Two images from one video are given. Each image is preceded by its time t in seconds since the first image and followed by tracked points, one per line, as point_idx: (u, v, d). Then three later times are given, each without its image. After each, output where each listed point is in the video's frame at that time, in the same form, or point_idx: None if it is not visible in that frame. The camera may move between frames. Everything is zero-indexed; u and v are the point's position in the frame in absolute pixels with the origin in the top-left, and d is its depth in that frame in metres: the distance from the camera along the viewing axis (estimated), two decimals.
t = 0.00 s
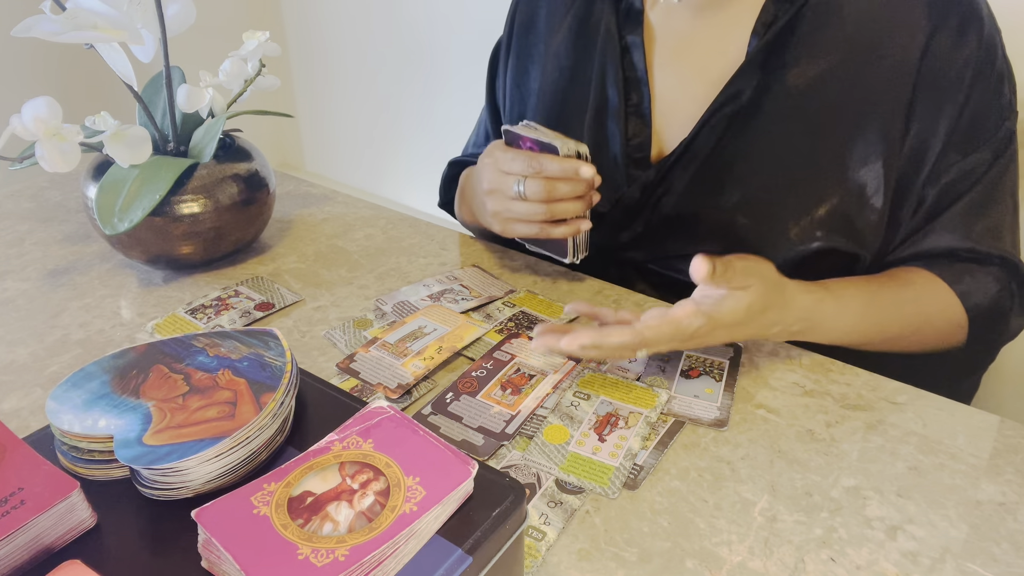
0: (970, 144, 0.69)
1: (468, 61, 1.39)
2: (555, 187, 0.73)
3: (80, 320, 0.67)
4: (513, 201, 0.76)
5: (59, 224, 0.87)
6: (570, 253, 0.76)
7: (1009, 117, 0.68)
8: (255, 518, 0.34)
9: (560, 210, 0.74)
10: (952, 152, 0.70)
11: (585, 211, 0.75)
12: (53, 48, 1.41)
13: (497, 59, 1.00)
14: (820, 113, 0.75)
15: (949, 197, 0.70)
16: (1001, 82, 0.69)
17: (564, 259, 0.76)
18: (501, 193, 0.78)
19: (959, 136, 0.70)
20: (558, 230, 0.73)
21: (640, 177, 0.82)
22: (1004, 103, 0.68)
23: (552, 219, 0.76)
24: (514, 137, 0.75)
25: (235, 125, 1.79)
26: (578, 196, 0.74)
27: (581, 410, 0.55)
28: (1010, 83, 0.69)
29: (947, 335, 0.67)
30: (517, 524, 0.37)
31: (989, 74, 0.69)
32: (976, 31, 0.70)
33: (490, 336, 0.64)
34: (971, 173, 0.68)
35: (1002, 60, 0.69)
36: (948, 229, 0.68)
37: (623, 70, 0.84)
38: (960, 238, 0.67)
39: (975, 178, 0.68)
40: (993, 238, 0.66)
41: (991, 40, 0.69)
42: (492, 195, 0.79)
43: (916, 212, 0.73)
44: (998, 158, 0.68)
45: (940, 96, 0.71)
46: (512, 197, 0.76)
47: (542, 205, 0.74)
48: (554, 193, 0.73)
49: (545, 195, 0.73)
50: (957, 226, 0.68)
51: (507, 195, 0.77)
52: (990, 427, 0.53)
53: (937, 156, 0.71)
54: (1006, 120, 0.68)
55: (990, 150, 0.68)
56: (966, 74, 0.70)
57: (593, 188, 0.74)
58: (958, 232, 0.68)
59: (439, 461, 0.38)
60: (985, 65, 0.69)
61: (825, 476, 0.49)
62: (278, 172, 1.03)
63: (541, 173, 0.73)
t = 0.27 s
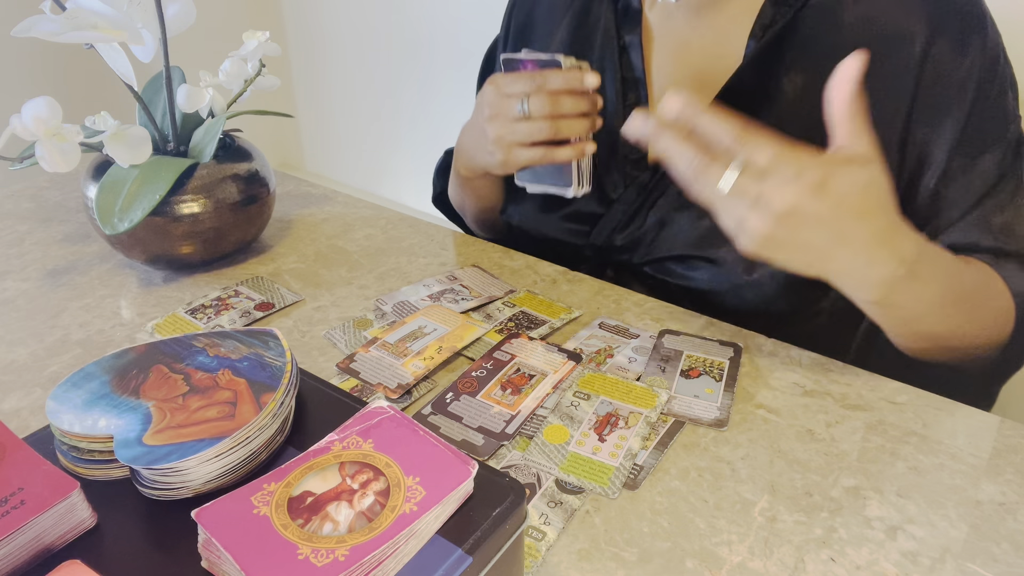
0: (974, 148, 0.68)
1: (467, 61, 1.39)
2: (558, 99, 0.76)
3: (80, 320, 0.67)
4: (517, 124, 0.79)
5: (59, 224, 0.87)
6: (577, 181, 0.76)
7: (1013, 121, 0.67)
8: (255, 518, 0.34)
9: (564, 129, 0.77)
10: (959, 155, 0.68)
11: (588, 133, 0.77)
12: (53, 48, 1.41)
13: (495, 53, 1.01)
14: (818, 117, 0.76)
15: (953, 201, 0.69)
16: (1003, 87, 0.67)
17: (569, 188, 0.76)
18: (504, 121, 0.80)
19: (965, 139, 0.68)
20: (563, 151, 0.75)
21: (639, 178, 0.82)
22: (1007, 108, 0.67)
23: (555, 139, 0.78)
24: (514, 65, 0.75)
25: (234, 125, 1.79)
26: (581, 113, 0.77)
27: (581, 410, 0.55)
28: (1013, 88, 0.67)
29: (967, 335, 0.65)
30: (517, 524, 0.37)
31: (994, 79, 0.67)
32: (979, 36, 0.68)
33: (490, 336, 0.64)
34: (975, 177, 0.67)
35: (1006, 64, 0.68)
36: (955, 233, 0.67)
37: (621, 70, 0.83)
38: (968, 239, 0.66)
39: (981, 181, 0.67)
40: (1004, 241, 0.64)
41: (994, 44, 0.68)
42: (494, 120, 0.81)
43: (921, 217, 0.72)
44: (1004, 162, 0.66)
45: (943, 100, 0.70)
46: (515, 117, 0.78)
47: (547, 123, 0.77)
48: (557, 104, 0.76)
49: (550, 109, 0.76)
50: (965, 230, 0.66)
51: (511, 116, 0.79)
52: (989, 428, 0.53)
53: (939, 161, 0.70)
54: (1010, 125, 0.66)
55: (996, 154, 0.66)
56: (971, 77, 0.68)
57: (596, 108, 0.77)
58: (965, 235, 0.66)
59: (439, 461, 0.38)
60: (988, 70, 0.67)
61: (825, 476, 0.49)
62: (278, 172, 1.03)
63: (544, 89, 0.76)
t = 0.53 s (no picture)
0: (972, 148, 0.67)
1: (468, 60, 1.39)
2: (567, 118, 0.76)
3: (79, 320, 0.67)
4: (525, 141, 0.78)
5: (59, 224, 0.87)
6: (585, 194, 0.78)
7: (1011, 121, 0.66)
8: (255, 518, 0.34)
9: (572, 143, 0.77)
10: (954, 156, 0.68)
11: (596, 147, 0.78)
12: (52, 49, 1.41)
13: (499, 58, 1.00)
14: (818, 116, 0.76)
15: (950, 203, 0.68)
16: (1001, 86, 0.67)
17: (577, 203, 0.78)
18: (511, 137, 0.80)
19: (961, 138, 0.68)
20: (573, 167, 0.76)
21: (637, 179, 0.83)
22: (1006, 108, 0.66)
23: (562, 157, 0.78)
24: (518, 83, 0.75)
25: (234, 125, 1.79)
26: (589, 128, 0.77)
27: (581, 410, 0.55)
28: (1012, 87, 0.68)
29: (980, 350, 0.62)
30: (517, 524, 0.37)
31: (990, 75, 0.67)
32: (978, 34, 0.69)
33: (490, 336, 0.64)
34: (972, 178, 0.66)
35: (1005, 63, 0.68)
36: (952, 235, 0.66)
37: (622, 70, 0.83)
38: (963, 243, 0.65)
39: (977, 183, 0.66)
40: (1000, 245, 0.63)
41: (992, 43, 0.68)
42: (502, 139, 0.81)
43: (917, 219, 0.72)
44: (1000, 164, 0.65)
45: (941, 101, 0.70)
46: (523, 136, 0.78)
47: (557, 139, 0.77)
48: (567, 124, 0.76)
49: (559, 126, 0.76)
50: (962, 233, 0.65)
51: (518, 135, 0.79)
52: (990, 428, 0.53)
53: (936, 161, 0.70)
54: (1007, 125, 0.66)
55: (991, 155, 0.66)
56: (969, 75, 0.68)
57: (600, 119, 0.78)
58: (962, 239, 0.65)
59: (439, 461, 0.38)
60: (986, 68, 0.68)
61: (825, 476, 0.49)
62: (278, 172, 1.03)
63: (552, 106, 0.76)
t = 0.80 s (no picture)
0: (968, 147, 0.68)
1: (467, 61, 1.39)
2: (580, 154, 0.75)
3: (80, 320, 0.67)
4: (538, 174, 0.78)
5: (59, 224, 0.87)
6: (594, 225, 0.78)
7: (1005, 119, 0.67)
8: (255, 518, 0.34)
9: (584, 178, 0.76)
10: (950, 155, 0.69)
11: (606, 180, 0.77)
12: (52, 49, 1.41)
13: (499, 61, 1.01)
14: (815, 116, 0.75)
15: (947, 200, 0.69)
16: (998, 83, 0.68)
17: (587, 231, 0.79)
18: (526, 169, 0.79)
19: (957, 138, 0.69)
20: (583, 201, 0.76)
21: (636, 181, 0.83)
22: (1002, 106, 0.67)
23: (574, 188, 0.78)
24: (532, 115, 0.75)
25: (234, 125, 1.79)
26: (600, 163, 0.76)
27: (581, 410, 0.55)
28: (1007, 83, 0.68)
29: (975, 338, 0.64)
30: (517, 524, 0.37)
31: (987, 73, 0.68)
32: (971, 31, 0.69)
33: (490, 336, 0.64)
34: (967, 177, 0.68)
35: (1000, 60, 0.68)
36: (949, 234, 0.68)
37: (619, 72, 0.84)
38: (962, 242, 0.66)
39: (973, 182, 0.68)
40: (994, 246, 0.65)
41: (988, 39, 0.68)
42: (515, 170, 0.80)
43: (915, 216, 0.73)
44: (995, 163, 0.67)
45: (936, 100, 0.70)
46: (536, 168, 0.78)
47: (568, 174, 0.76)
48: (578, 161, 0.75)
49: (572, 163, 0.75)
50: (961, 232, 0.67)
51: (532, 167, 0.78)
52: (990, 428, 0.53)
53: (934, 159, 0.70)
54: (1004, 122, 0.67)
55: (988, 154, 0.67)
56: (965, 74, 0.69)
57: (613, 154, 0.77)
58: (961, 239, 0.66)
59: (439, 461, 0.38)
60: (983, 65, 0.68)
61: (825, 476, 0.49)
62: (278, 171, 1.03)
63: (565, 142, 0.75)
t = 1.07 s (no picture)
0: (965, 146, 0.68)
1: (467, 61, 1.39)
2: (583, 153, 0.75)
3: (80, 320, 0.67)
4: (540, 173, 0.78)
5: (59, 224, 0.87)
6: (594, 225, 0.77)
7: (1000, 118, 0.67)
8: (255, 518, 0.34)
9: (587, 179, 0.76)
10: (947, 153, 0.69)
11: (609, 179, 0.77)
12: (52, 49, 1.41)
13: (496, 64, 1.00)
14: (811, 115, 0.75)
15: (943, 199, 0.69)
16: (993, 81, 0.68)
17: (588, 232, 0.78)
18: (528, 168, 0.79)
19: (954, 136, 0.69)
20: (584, 200, 0.75)
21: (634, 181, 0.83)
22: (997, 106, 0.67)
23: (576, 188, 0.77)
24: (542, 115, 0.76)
25: (234, 125, 1.79)
26: (603, 162, 0.76)
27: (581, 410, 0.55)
28: (1004, 82, 0.68)
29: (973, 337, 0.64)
30: (517, 524, 0.37)
31: (983, 72, 0.68)
32: (967, 29, 0.69)
33: (490, 336, 0.64)
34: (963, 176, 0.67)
35: (996, 59, 0.69)
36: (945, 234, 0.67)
37: (616, 74, 0.84)
38: (959, 241, 0.66)
39: (971, 180, 0.67)
40: (993, 244, 0.64)
41: (983, 39, 0.69)
42: (517, 170, 0.80)
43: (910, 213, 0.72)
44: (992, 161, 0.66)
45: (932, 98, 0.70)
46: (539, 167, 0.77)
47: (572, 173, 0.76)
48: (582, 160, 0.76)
49: (575, 162, 0.75)
50: (956, 230, 0.66)
51: (534, 166, 0.78)
52: (990, 428, 0.53)
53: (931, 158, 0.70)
54: (1000, 122, 0.67)
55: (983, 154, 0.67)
56: (961, 73, 0.69)
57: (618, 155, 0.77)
58: (960, 237, 0.66)
59: (438, 461, 0.38)
60: (979, 63, 0.69)
61: (825, 476, 0.49)
62: (278, 172, 1.03)
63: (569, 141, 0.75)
